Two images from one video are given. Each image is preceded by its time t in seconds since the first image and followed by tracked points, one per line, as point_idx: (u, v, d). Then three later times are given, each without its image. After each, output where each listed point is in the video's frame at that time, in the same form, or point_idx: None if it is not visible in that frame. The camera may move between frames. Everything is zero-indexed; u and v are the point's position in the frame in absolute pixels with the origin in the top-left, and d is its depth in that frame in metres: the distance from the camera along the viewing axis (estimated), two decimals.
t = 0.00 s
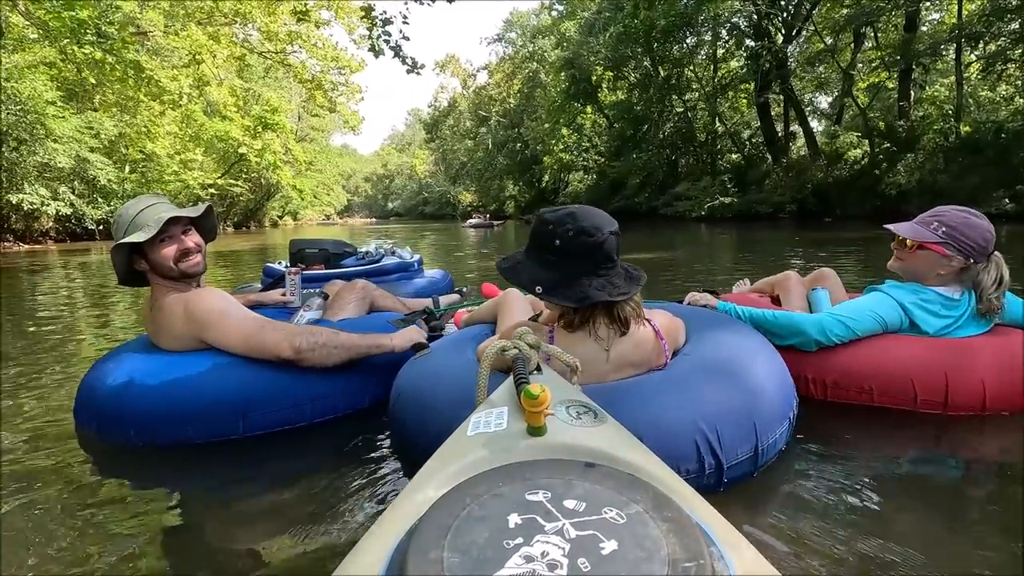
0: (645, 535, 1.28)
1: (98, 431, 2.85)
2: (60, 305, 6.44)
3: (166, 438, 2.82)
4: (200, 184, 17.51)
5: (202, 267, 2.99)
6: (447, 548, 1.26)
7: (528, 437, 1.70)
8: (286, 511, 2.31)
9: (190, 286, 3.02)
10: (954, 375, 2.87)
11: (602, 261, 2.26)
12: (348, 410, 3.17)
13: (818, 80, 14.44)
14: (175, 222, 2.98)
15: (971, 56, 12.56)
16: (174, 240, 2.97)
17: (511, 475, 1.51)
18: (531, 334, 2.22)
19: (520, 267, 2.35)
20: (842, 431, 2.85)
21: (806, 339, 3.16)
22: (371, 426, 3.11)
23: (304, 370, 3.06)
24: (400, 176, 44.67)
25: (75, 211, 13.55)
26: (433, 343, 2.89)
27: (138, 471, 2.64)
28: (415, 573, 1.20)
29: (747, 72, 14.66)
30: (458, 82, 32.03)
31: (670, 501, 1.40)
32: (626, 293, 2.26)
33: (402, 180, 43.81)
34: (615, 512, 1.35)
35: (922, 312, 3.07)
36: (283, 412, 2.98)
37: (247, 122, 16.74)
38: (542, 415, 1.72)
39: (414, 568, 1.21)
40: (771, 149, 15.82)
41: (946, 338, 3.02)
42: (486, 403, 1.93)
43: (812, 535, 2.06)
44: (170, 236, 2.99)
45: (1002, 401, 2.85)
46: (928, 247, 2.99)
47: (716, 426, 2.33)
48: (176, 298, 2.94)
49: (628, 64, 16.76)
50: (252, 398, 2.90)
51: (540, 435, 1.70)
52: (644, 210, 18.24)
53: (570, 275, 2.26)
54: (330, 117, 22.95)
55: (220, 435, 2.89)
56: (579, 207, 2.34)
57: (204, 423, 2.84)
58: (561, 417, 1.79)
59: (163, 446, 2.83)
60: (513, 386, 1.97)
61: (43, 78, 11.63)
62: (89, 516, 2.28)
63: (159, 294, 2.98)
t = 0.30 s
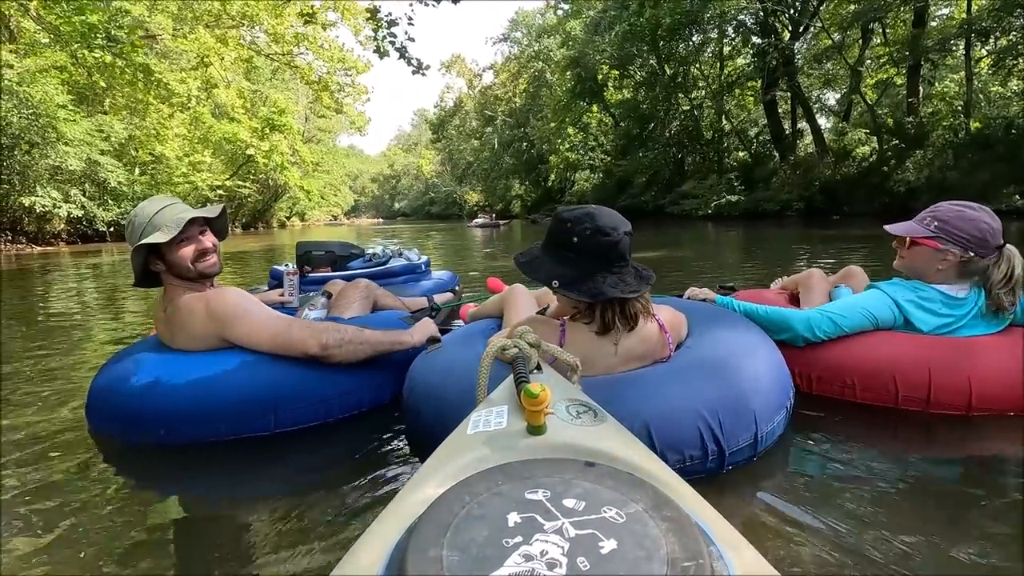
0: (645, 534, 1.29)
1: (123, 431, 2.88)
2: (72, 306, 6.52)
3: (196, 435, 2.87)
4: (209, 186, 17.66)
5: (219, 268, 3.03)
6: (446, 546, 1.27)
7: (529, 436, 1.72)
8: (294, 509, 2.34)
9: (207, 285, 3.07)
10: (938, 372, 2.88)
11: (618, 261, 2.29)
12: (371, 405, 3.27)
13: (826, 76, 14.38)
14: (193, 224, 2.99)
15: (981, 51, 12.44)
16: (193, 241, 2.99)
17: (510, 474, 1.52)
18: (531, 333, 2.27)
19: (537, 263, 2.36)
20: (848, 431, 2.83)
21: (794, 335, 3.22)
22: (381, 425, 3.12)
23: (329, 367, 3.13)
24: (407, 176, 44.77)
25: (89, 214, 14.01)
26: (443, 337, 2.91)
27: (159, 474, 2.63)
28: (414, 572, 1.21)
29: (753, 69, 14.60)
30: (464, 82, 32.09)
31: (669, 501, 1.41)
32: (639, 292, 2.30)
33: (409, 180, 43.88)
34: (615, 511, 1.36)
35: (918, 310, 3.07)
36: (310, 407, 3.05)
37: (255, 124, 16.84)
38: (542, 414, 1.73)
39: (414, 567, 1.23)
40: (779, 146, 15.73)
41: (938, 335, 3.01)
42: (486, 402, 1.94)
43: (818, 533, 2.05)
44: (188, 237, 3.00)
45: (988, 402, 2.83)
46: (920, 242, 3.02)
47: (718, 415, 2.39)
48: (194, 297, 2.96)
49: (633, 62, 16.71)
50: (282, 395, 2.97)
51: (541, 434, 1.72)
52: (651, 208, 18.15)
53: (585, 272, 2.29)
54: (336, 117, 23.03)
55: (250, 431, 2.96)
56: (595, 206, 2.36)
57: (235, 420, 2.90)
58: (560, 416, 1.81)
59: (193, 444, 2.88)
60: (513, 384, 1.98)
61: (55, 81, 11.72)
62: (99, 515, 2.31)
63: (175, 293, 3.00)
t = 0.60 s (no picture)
0: (650, 532, 1.30)
1: (140, 427, 2.90)
2: (81, 305, 6.56)
3: (213, 432, 2.90)
4: (216, 186, 17.75)
5: (237, 264, 3.06)
6: (451, 546, 1.27)
7: (533, 435, 1.74)
8: (301, 506, 2.35)
9: (222, 283, 3.08)
10: (926, 369, 2.88)
11: (638, 257, 2.39)
12: (385, 403, 3.33)
13: (833, 75, 14.32)
14: (214, 220, 3.02)
15: (990, 49, 12.36)
16: (212, 238, 3.02)
17: (514, 474, 1.52)
18: (535, 334, 2.31)
19: (559, 256, 2.43)
20: (851, 429, 2.83)
21: (789, 333, 3.23)
22: (390, 424, 3.15)
23: (346, 365, 3.17)
24: (412, 176, 44.83)
25: (98, 213, 13.95)
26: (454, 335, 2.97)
27: (177, 473, 2.63)
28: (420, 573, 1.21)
29: (759, 69, 14.55)
30: (469, 82, 32.13)
31: (675, 499, 1.42)
32: (656, 286, 2.40)
33: (414, 180, 43.89)
34: (620, 510, 1.37)
35: (916, 309, 3.08)
36: (326, 405, 3.09)
37: (261, 124, 16.93)
38: (546, 413, 1.74)
39: (419, 568, 1.23)
40: (785, 146, 15.68)
41: (933, 334, 3.01)
42: (490, 402, 1.95)
43: (824, 531, 2.05)
44: (207, 233, 3.02)
45: (977, 401, 2.83)
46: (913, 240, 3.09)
47: (729, 404, 2.47)
48: (211, 294, 2.97)
49: (639, 61, 16.68)
50: (299, 392, 3.01)
51: (545, 433, 1.73)
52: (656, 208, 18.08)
53: (605, 265, 2.37)
54: (341, 117, 23.10)
55: (267, 428, 2.99)
56: (615, 205, 2.48)
57: (253, 416, 2.93)
58: (565, 415, 1.81)
59: (210, 441, 2.91)
60: (516, 384, 1.99)
61: (65, 82, 11.80)
62: (109, 513, 2.33)
63: (193, 291, 3.00)
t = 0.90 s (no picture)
0: (652, 532, 1.31)
1: (150, 423, 2.92)
2: (88, 301, 6.60)
3: (224, 428, 2.92)
4: (221, 183, 17.82)
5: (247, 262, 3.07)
6: (454, 546, 1.29)
7: (534, 435, 1.75)
8: (305, 503, 2.36)
9: (231, 281, 3.10)
10: (911, 368, 2.92)
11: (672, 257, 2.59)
12: (392, 400, 3.34)
13: (839, 76, 14.27)
14: (224, 218, 3.04)
15: (998, 50, 12.29)
16: (222, 235, 3.03)
17: (516, 476, 1.53)
18: (536, 334, 2.33)
19: (604, 243, 2.55)
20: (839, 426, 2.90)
21: (785, 330, 3.31)
22: (398, 422, 3.16)
23: (355, 362, 3.19)
24: (417, 175, 44.86)
25: (104, 210, 14.02)
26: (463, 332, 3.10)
27: (187, 469, 2.65)
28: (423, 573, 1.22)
29: (765, 68, 14.50)
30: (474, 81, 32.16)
31: (678, 499, 1.43)
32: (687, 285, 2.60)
33: (419, 178, 43.91)
34: (622, 509, 1.38)
35: (912, 309, 3.10)
36: (336, 401, 3.11)
37: (267, 122, 17.00)
38: (548, 413, 1.75)
39: (422, 567, 1.24)
40: (790, 146, 15.64)
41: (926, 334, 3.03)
42: (491, 402, 1.97)
43: (827, 534, 2.05)
44: (218, 231, 3.03)
45: (961, 401, 2.82)
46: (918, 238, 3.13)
47: (743, 398, 2.58)
48: (222, 292, 2.99)
49: (644, 61, 16.66)
50: (309, 388, 3.02)
51: (547, 433, 1.74)
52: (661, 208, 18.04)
53: (646, 262, 2.54)
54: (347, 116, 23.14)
55: (276, 425, 3.01)
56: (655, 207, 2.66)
57: (262, 414, 2.96)
58: (567, 415, 1.83)
59: (221, 436, 2.93)
60: (519, 385, 2.01)
61: (72, 79, 11.86)
62: (116, 505, 2.35)
63: (204, 289, 3.01)
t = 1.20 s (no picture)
0: (653, 532, 1.32)
1: (162, 422, 2.94)
2: (93, 301, 6.64)
3: (235, 427, 2.95)
4: (225, 183, 17.87)
5: (257, 262, 3.09)
6: (453, 546, 1.29)
7: (534, 435, 1.76)
8: (310, 501, 2.39)
9: (240, 281, 3.11)
10: (896, 366, 2.93)
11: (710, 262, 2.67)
12: (399, 399, 3.36)
13: (843, 74, 14.22)
14: (232, 218, 3.05)
15: (1003, 47, 12.23)
16: (230, 236, 3.04)
17: (516, 477, 1.54)
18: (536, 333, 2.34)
19: (658, 240, 2.53)
20: (819, 417, 2.96)
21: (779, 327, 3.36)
22: (401, 420, 3.17)
23: (362, 359, 3.21)
24: (420, 174, 44.90)
25: (110, 210, 14.06)
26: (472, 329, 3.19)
27: (195, 466, 2.68)
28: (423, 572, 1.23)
29: (769, 67, 14.45)
30: (477, 80, 32.17)
31: (678, 500, 1.44)
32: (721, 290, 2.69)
33: (422, 177, 43.90)
34: (623, 510, 1.39)
35: (906, 308, 3.09)
36: (344, 399, 3.13)
37: (271, 122, 17.08)
38: (549, 414, 1.76)
39: (423, 567, 1.25)
40: (795, 145, 15.60)
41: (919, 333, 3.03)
42: (492, 402, 1.98)
43: (829, 531, 2.05)
44: (226, 232, 3.04)
45: (946, 397, 2.83)
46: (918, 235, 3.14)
47: (755, 389, 2.64)
48: (230, 292, 3.01)
49: (648, 59, 16.61)
50: (317, 386, 3.04)
51: (547, 433, 1.75)
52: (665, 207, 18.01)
53: (690, 264, 2.59)
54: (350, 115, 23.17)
55: (285, 423, 3.04)
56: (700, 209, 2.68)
57: (271, 412, 2.98)
58: (568, 416, 1.84)
59: (232, 435, 2.96)
60: (518, 385, 2.02)
61: (77, 80, 11.91)
62: (120, 501, 2.37)
63: (213, 289, 3.03)
